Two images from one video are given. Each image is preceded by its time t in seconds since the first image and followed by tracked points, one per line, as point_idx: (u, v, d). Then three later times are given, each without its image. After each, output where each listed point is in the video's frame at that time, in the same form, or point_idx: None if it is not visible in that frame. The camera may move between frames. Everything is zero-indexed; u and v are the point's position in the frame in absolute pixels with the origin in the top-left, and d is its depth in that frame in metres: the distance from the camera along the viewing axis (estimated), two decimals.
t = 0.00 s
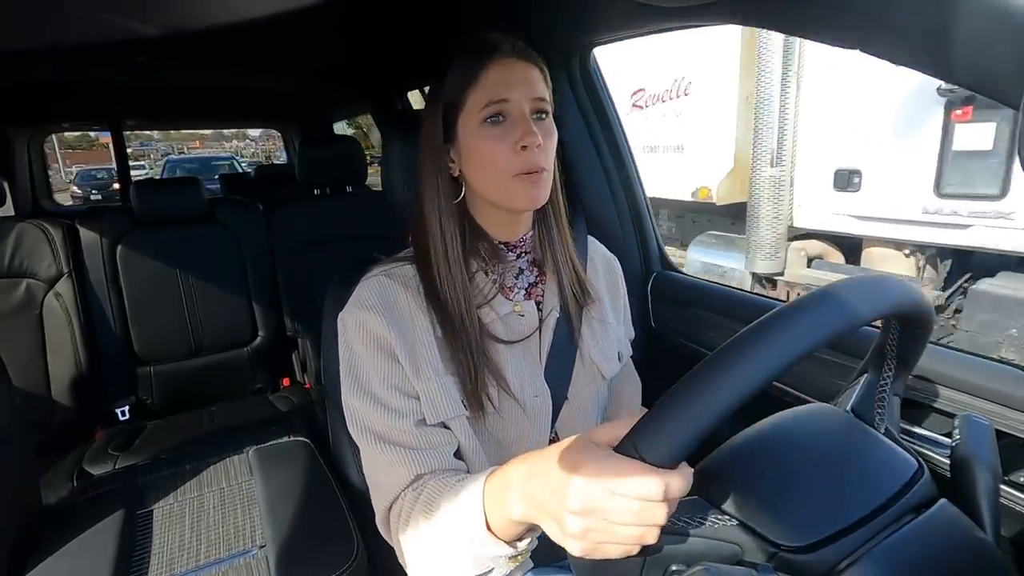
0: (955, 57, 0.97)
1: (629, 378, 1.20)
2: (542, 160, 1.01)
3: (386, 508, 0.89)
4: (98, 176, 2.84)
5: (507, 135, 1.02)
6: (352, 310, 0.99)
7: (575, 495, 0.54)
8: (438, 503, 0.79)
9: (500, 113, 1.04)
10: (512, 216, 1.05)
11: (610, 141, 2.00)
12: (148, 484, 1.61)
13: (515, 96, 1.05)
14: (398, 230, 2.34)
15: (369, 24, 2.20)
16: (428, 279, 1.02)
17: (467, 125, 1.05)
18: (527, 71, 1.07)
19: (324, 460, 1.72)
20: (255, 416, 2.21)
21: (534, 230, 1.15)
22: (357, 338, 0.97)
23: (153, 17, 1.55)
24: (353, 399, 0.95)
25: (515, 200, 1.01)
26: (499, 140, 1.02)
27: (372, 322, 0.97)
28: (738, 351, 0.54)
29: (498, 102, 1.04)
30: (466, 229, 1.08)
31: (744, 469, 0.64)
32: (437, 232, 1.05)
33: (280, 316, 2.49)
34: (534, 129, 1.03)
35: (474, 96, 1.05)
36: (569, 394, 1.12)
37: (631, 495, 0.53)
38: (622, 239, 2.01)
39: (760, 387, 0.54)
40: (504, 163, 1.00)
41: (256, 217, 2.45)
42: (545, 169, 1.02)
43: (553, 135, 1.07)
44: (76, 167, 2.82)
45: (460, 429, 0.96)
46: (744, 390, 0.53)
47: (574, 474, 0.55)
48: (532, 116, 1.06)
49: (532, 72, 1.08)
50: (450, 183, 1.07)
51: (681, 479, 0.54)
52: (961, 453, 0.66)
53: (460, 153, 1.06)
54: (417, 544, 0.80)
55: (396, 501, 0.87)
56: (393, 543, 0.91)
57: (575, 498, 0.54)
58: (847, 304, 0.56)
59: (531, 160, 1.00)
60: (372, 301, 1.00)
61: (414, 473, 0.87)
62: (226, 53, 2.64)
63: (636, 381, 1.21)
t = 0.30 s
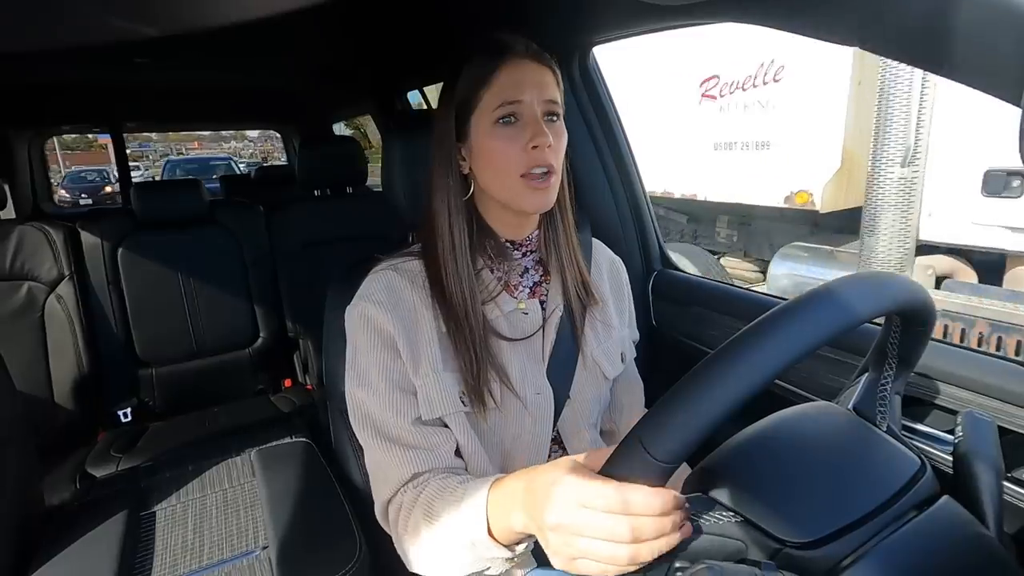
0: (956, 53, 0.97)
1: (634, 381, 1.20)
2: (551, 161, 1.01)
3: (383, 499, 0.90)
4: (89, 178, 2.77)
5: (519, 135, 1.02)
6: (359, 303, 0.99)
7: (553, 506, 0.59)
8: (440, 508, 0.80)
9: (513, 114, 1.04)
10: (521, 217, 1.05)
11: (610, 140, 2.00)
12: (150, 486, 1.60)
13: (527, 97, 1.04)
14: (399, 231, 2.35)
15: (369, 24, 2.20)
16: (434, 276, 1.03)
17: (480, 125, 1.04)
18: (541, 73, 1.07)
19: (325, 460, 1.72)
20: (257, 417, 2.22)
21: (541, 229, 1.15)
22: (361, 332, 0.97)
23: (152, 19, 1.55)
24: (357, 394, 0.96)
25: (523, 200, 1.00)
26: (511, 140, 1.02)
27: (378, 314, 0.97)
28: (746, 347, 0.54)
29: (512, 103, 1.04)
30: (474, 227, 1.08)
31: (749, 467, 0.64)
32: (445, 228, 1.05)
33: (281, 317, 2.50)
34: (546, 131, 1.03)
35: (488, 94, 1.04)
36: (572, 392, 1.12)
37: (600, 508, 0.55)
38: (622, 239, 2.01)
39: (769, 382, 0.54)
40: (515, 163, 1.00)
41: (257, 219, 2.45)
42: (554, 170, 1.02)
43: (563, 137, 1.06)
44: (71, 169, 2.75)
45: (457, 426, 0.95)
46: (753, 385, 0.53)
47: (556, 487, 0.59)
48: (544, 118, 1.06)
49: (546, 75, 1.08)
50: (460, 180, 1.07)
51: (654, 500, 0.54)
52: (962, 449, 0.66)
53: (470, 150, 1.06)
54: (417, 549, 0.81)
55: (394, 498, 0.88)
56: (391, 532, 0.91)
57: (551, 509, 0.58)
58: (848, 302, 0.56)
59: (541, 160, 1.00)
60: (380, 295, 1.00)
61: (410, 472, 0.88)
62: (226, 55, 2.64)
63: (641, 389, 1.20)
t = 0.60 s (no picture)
0: (954, 54, 0.98)
1: (631, 379, 1.20)
2: (550, 167, 1.01)
3: (384, 502, 0.99)
4: (78, 179, 2.77)
5: (518, 140, 1.02)
6: (354, 309, 1.01)
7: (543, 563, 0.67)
8: (446, 524, 0.89)
9: (513, 119, 1.03)
10: (518, 219, 1.05)
11: (610, 140, 2.00)
12: (149, 487, 1.60)
13: (526, 102, 1.04)
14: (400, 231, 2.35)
15: (369, 24, 2.20)
16: (429, 279, 1.03)
17: (479, 128, 1.04)
18: (539, 77, 1.07)
19: (325, 460, 1.72)
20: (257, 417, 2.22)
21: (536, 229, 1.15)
22: (356, 341, 1.00)
23: (152, 20, 1.55)
24: (358, 403, 1.00)
25: (522, 205, 1.01)
26: (510, 144, 1.01)
27: (372, 321, 0.99)
28: (742, 351, 0.54)
29: (512, 108, 1.03)
30: (470, 229, 1.08)
31: (749, 466, 0.64)
32: (442, 231, 1.05)
33: (281, 317, 2.49)
34: (546, 136, 1.03)
35: (488, 98, 1.03)
36: (569, 391, 1.12)
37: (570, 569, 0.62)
38: (622, 239, 2.00)
39: (767, 381, 0.54)
40: (515, 168, 1.00)
41: (256, 219, 2.45)
42: (553, 175, 1.02)
43: (561, 141, 1.07)
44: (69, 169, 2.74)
45: (446, 432, 0.97)
46: (748, 386, 0.53)
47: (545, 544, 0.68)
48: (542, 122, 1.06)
49: (543, 78, 1.07)
50: (457, 182, 1.06)
51: (608, 569, 0.58)
52: (961, 449, 0.66)
53: (468, 153, 1.06)
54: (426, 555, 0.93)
55: (394, 503, 0.97)
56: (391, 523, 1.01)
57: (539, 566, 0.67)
58: (842, 302, 0.56)
59: (541, 166, 1.00)
60: (374, 302, 1.01)
61: (413, 480, 0.96)
62: (226, 55, 2.65)
63: (640, 385, 1.21)
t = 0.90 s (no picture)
0: (954, 53, 0.98)
1: (634, 379, 1.20)
2: (555, 175, 1.01)
3: (388, 503, 0.99)
4: (69, 182, 2.79)
5: (525, 147, 1.01)
6: (356, 310, 1.01)
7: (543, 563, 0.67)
8: (449, 525, 0.90)
9: (520, 125, 1.03)
10: (521, 223, 1.06)
11: (610, 141, 1.99)
12: (150, 488, 1.60)
13: (534, 108, 1.03)
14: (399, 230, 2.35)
15: (368, 24, 2.20)
16: (432, 281, 1.03)
17: (484, 132, 1.03)
18: (547, 81, 1.06)
19: (325, 460, 1.72)
20: (257, 417, 2.22)
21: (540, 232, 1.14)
22: (358, 341, 1.00)
23: (151, 20, 1.55)
24: (360, 402, 1.00)
25: (524, 212, 1.01)
26: (516, 151, 1.01)
27: (376, 323, 0.99)
28: (747, 351, 0.54)
29: (519, 114, 1.03)
30: (473, 230, 1.08)
31: (750, 466, 0.64)
32: (445, 233, 1.05)
33: (281, 317, 2.49)
34: (552, 144, 1.02)
35: (495, 103, 1.02)
36: (572, 393, 1.12)
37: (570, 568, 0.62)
38: (622, 238, 2.00)
39: (770, 380, 0.54)
40: (520, 176, 1.00)
41: (256, 219, 2.45)
42: (557, 183, 1.02)
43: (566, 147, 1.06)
44: (69, 170, 2.79)
45: (447, 431, 0.98)
46: (751, 386, 0.53)
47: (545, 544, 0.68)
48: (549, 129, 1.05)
49: (551, 83, 1.06)
50: (462, 183, 1.06)
51: (607, 566, 0.58)
52: (962, 448, 0.66)
53: (473, 156, 1.05)
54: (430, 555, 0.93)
55: (399, 503, 0.97)
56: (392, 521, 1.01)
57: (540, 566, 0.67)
58: (847, 305, 0.56)
59: (545, 175, 1.00)
60: (376, 303, 1.01)
61: (418, 481, 0.97)
62: (225, 56, 2.65)
63: (645, 385, 1.20)
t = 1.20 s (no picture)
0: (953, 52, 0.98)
1: (631, 379, 1.20)
2: (544, 182, 1.01)
3: (388, 502, 0.99)
4: (57, 184, 2.76)
5: (515, 153, 1.01)
6: (355, 310, 1.01)
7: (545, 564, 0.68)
8: (450, 525, 0.90)
9: (509, 130, 1.02)
10: (514, 225, 1.06)
11: (609, 140, 2.00)
12: (150, 488, 1.60)
13: (524, 113, 1.02)
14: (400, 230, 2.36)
15: (368, 25, 2.20)
16: (430, 281, 1.03)
17: (475, 135, 1.03)
18: (541, 88, 1.05)
19: (325, 461, 1.73)
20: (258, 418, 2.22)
21: (535, 233, 1.14)
22: (356, 341, 1.00)
23: (151, 21, 1.55)
24: (358, 402, 1.00)
25: (515, 218, 1.02)
26: (507, 157, 1.00)
27: (375, 322, 0.99)
28: (738, 352, 0.54)
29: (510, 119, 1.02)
30: (468, 230, 1.08)
31: (751, 466, 0.64)
32: (442, 232, 1.05)
33: (281, 318, 2.50)
34: (541, 151, 1.02)
35: (485, 107, 1.02)
36: (569, 393, 1.11)
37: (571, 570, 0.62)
38: (622, 238, 2.00)
39: (770, 380, 0.54)
40: (509, 181, 1.00)
41: (256, 220, 2.45)
42: (546, 192, 1.02)
43: (557, 153, 1.06)
44: (67, 171, 2.79)
45: (445, 430, 0.98)
46: (751, 385, 0.53)
47: (543, 547, 0.68)
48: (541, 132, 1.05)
49: (545, 86, 1.05)
50: (457, 185, 1.06)
51: (607, 567, 0.58)
52: (963, 447, 0.66)
53: (466, 158, 1.05)
54: (431, 555, 0.93)
55: (400, 502, 0.97)
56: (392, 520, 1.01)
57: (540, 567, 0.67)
58: (842, 304, 0.56)
59: (534, 182, 1.00)
60: (375, 303, 1.01)
61: (418, 480, 0.97)
62: (226, 57, 2.65)
63: (642, 385, 1.20)
